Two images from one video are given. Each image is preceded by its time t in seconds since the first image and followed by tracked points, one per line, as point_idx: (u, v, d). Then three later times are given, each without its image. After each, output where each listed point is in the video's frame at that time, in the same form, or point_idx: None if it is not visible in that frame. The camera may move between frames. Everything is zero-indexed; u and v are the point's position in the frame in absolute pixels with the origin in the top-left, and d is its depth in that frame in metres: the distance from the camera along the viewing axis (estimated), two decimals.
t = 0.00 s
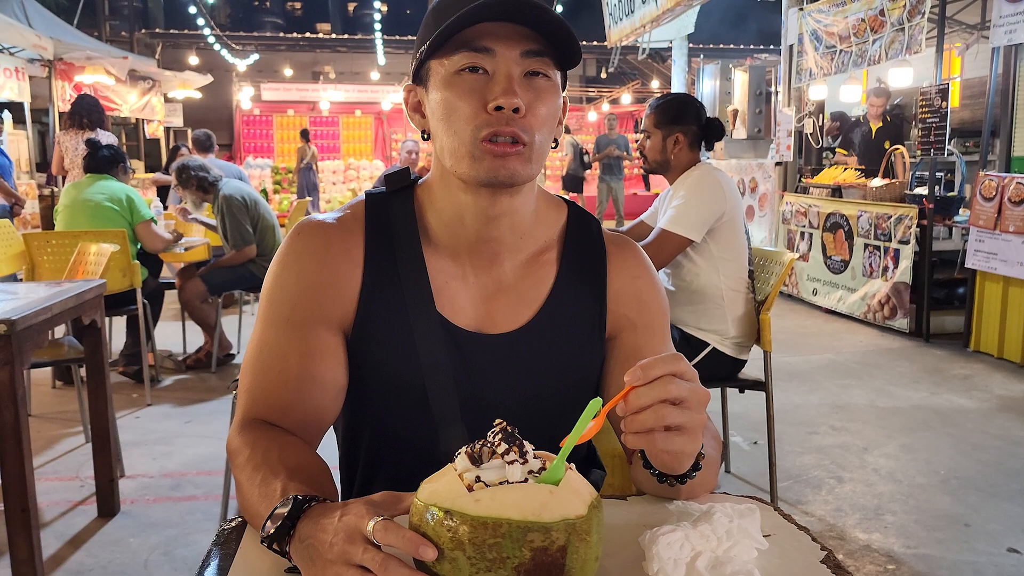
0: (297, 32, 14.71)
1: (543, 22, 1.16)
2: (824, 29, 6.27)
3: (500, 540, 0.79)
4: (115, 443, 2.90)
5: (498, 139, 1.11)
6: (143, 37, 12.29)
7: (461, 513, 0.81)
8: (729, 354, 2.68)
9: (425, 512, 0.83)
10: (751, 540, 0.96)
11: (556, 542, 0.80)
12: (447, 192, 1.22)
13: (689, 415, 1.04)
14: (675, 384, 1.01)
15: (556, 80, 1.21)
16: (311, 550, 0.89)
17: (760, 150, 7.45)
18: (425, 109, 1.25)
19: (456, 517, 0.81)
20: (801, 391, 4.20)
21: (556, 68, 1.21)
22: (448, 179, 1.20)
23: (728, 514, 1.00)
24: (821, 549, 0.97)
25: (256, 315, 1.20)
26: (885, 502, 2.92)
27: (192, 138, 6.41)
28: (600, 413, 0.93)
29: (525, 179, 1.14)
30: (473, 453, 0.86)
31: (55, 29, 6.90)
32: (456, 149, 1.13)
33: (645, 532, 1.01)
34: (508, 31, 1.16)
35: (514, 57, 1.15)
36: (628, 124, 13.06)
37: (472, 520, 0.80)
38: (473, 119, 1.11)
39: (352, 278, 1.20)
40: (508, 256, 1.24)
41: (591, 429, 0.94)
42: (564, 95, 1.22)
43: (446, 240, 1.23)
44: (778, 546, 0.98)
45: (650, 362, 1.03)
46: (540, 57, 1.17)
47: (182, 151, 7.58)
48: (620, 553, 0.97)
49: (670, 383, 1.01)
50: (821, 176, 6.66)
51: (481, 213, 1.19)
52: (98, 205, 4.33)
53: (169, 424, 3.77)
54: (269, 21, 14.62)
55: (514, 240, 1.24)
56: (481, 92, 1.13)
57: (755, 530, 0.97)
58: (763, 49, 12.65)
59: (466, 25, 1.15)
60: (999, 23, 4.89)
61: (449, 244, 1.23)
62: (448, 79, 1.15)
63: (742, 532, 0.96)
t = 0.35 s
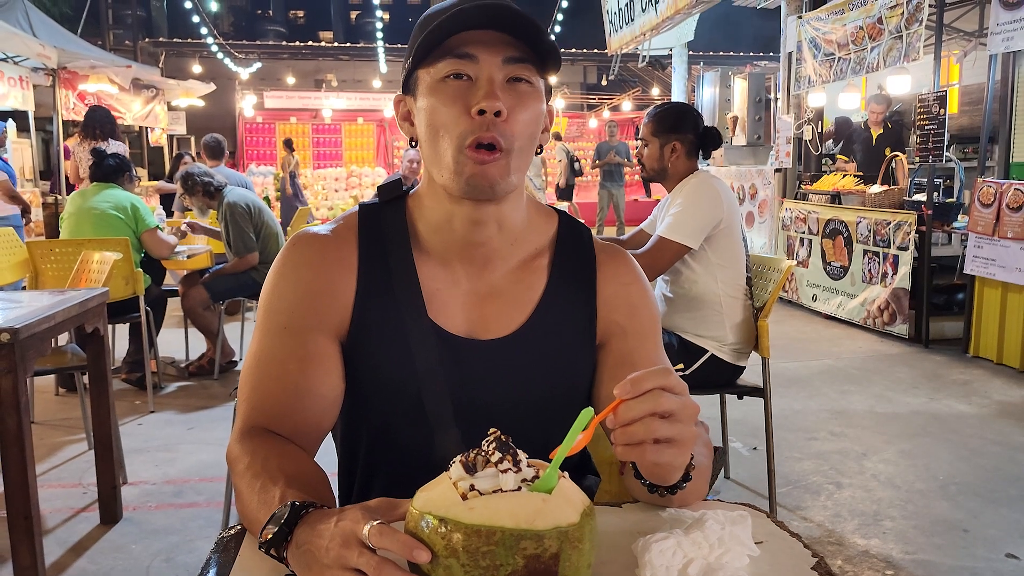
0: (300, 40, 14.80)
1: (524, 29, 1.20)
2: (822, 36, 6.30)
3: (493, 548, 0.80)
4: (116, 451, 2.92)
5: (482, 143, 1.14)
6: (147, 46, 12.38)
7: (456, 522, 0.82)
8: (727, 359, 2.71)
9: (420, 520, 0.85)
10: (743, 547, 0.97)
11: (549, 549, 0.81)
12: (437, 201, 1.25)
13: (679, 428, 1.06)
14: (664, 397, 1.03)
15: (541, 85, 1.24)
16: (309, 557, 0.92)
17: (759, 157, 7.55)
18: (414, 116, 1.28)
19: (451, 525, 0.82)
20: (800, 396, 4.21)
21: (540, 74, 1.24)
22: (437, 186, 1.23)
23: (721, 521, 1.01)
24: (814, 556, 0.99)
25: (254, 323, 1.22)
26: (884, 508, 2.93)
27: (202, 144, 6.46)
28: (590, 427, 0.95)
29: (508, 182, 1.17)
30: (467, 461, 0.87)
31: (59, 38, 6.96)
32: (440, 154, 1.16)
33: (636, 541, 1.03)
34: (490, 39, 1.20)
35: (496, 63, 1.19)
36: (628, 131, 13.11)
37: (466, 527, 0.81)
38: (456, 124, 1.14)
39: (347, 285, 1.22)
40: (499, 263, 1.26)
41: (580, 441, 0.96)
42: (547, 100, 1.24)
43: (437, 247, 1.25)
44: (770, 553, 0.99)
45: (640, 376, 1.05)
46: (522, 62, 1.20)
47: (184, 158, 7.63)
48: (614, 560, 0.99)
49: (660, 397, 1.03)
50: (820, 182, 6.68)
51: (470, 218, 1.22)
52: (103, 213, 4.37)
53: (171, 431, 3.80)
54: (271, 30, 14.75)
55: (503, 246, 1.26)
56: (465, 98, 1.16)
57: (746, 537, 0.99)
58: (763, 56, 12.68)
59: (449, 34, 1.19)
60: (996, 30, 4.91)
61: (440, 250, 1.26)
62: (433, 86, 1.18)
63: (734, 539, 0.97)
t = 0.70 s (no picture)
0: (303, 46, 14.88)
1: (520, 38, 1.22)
2: (824, 42, 6.32)
3: (492, 548, 0.82)
4: (121, 453, 2.95)
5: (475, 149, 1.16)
6: (152, 52, 12.46)
7: (456, 521, 0.84)
8: (728, 363, 2.72)
9: (421, 519, 0.87)
10: (739, 548, 0.98)
11: (547, 549, 0.83)
12: (434, 207, 1.27)
13: (672, 432, 1.08)
14: (657, 400, 1.05)
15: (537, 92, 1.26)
16: (311, 556, 0.94)
17: (761, 161, 7.62)
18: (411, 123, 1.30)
19: (450, 524, 0.84)
20: (802, 400, 4.23)
21: (535, 81, 1.26)
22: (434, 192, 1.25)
23: (717, 522, 1.03)
24: (808, 557, 1.00)
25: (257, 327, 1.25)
26: (884, 511, 2.94)
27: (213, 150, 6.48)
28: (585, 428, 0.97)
29: (503, 190, 1.19)
30: (467, 462, 0.89)
31: (64, 44, 7.01)
32: (434, 160, 1.18)
33: (633, 541, 1.05)
34: (485, 48, 1.22)
35: (490, 71, 1.21)
36: (631, 136, 13.15)
37: (466, 527, 0.83)
38: (449, 131, 1.16)
39: (347, 290, 1.25)
40: (496, 268, 1.29)
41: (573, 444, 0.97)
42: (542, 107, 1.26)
43: (435, 252, 1.27)
44: (766, 554, 1.01)
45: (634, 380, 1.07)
46: (517, 71, 1.22)
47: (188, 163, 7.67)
48: (611, 562, 1.00)
49: (653, 400, 1.05)
50: (821, 187, 6.69)
51: (468, 224, 1.24)
52: (111, 219, 4.40)
53: (175, 434, 3.82)
54: (275, 36, 14.85)
55: (500, 252, 1.28)
56: (459, 107, 1.18)
57: (742, 538, 1.00)
58: (764, 62, 12.71)
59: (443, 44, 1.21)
60: (997, 36, 4.93)
61: (439, 255, 1.28)
62: (429, 94, 1.20)
63: (731, 540, 0.98)
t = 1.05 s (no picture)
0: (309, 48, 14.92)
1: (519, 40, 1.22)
2: (829, 44, 6.32)
3: (497, 540, 0.83)
4: (128, 452, 2.96)
5: (474, 153, 1.17)
6: (158, 53, 12.51)
7: (462, 514, 0.85)
8: (732, 364, 2.71)
9: (427, 512, 0.88)
10: (742, 542, 0.99)
11: (552, 542, 0.84)
12: (437, 207, 1.28)
13: (675, 426, 1.09)
14: (661, 395, 1.06)
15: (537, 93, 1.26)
16: (318, 548, 0.95)
17: (766, 163, 7.61)
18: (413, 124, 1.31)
19: (456, 517, 0.85)
20: (807, 401, 4.23)
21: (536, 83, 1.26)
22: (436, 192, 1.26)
23: (720, 517, 1.03)
24: (811, 553, 1.01)
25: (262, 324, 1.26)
26: (889, 512, 2.94)
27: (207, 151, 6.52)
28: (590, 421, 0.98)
29: (503, 192, 1.20)
30: (473, 456, 0.90)
31: (71, 46, 7.04)
32: (435, 163, 1.20)
33: (637, 536, 1.05)
34: (485, 50, 1.22)
35: (490, 73, 1.21)
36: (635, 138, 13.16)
37: (472, 520, 0.84)
38: (449, 134, 1.17)
39: (351, 288, 1.26)
40: (500, 268, 1.30)
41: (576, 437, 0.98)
42: (543, 108, 1.26)
43: (439, 251, 1.28)
44: (769, 549, 1.02)
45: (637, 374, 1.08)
46: (518, 73, 1.22)
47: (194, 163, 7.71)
48: (614, 556, 1.01)
49: (656, 394, 1.06)
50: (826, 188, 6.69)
51: (470, 224, 1.26)
52: (122, 219, 4.42)
53: (181, 433, 3.84)
54: (281, 37, 14.89)
55: (503, 253, 1.29)
56: (458, 110, 1.19)
57: (745, 533, 1.01)
58: (769, 64, 12.72)
59: (443, 48, 1.21)
60: (1002, 38, 4.92)
61: (441, 255, 1.29)
62: (429, 96, 1.21)
63: (734, 534, 0.99)
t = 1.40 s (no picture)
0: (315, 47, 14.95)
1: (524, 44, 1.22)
2: (836, 43, 6.30)
3: (505, 534, 0.84)
4: (135, 449, 2.98)
5: (481, 159, 1.17)
6: (165, 52, 12.56)
7: (470, 508, 0.86)
8: (738, 363, 2.71)
9: (436, 506, 0.88)
10: (749, 537, 0.99)
11: (559, 535, 0.85)
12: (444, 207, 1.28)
13: (680, 421, 1.09)
14: (665, 390, 1.06)
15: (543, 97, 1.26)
16: (327, 540, 0.96)
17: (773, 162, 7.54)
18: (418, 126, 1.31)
19: (465, 512, 0.86)
20: (812, 401, 4.22)
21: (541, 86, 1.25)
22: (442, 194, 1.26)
23: (727, 513, 1.04)
24: (818, 549, 1.01)
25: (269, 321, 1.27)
26: (896, 512, 2.93)
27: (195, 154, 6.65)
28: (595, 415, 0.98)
29: (510, 196, 1.20)
30: (481, 451, 0.90)
31: (78, 44, 7.07)
32: (441, 167, 1.20)
33: (644, 532, 1.06)
34: (491, 55, 1.21)
35: (495, 78, 1.21)
36: (641, 137, 13.16)
37: (480, 513, 0.85)
38: (456, 139, 1.17)
39: (357, 287, 1.26)
40: (506, 267, 1.30)
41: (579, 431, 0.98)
42: (548, 112, 1.26)
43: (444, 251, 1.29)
44: (776, 544, 1.02)
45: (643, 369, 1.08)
46: (524, 78, 1.22)
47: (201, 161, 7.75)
48: (621, 551, 1.02)
49: (661, 389, 1.06)
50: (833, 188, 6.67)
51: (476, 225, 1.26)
52: (134, 218, 4.44)
53: (188, 431, 3.86)
54: (287, 36, 14.93)
55: (508, 253, 1.30)
56: (465, 115, 1.19)
57: (752, 528, 1.01)
58: (776, 63, 12.69)
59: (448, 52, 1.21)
60: (1010, 36, 4.90)
61: (447, 255, 1.29)
62: (435, 100, 1.21)
63: (740, 529, 1.00)
